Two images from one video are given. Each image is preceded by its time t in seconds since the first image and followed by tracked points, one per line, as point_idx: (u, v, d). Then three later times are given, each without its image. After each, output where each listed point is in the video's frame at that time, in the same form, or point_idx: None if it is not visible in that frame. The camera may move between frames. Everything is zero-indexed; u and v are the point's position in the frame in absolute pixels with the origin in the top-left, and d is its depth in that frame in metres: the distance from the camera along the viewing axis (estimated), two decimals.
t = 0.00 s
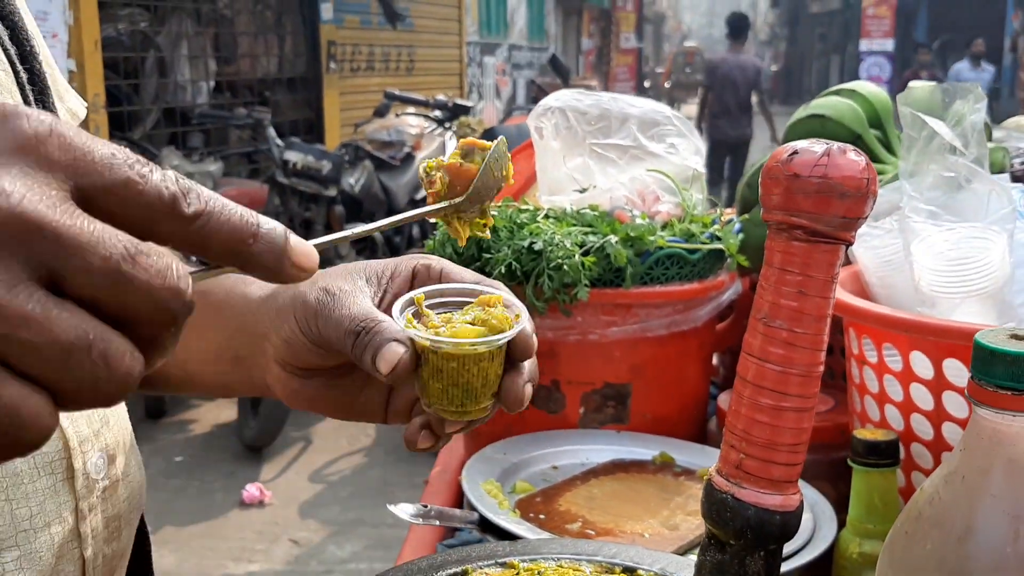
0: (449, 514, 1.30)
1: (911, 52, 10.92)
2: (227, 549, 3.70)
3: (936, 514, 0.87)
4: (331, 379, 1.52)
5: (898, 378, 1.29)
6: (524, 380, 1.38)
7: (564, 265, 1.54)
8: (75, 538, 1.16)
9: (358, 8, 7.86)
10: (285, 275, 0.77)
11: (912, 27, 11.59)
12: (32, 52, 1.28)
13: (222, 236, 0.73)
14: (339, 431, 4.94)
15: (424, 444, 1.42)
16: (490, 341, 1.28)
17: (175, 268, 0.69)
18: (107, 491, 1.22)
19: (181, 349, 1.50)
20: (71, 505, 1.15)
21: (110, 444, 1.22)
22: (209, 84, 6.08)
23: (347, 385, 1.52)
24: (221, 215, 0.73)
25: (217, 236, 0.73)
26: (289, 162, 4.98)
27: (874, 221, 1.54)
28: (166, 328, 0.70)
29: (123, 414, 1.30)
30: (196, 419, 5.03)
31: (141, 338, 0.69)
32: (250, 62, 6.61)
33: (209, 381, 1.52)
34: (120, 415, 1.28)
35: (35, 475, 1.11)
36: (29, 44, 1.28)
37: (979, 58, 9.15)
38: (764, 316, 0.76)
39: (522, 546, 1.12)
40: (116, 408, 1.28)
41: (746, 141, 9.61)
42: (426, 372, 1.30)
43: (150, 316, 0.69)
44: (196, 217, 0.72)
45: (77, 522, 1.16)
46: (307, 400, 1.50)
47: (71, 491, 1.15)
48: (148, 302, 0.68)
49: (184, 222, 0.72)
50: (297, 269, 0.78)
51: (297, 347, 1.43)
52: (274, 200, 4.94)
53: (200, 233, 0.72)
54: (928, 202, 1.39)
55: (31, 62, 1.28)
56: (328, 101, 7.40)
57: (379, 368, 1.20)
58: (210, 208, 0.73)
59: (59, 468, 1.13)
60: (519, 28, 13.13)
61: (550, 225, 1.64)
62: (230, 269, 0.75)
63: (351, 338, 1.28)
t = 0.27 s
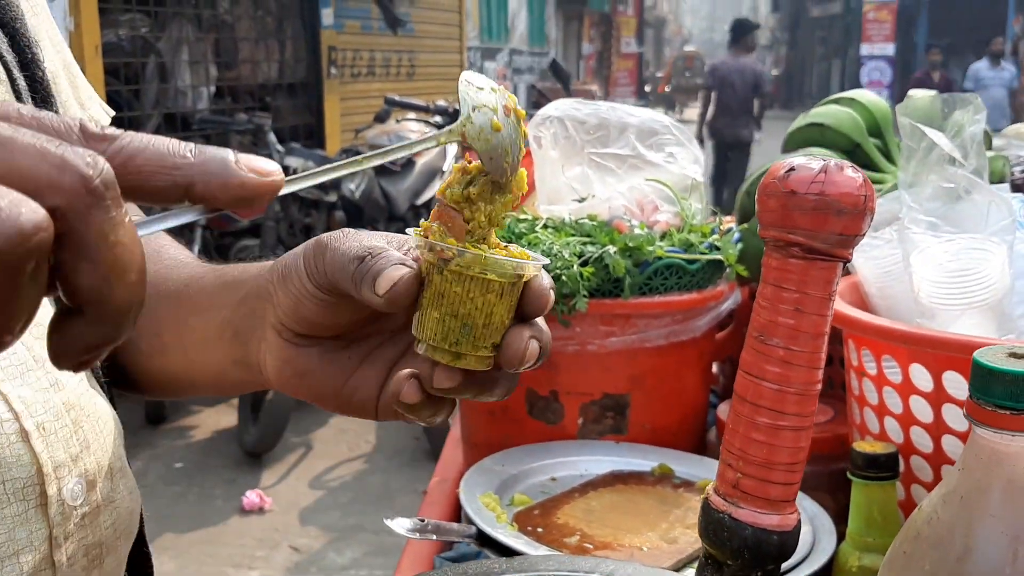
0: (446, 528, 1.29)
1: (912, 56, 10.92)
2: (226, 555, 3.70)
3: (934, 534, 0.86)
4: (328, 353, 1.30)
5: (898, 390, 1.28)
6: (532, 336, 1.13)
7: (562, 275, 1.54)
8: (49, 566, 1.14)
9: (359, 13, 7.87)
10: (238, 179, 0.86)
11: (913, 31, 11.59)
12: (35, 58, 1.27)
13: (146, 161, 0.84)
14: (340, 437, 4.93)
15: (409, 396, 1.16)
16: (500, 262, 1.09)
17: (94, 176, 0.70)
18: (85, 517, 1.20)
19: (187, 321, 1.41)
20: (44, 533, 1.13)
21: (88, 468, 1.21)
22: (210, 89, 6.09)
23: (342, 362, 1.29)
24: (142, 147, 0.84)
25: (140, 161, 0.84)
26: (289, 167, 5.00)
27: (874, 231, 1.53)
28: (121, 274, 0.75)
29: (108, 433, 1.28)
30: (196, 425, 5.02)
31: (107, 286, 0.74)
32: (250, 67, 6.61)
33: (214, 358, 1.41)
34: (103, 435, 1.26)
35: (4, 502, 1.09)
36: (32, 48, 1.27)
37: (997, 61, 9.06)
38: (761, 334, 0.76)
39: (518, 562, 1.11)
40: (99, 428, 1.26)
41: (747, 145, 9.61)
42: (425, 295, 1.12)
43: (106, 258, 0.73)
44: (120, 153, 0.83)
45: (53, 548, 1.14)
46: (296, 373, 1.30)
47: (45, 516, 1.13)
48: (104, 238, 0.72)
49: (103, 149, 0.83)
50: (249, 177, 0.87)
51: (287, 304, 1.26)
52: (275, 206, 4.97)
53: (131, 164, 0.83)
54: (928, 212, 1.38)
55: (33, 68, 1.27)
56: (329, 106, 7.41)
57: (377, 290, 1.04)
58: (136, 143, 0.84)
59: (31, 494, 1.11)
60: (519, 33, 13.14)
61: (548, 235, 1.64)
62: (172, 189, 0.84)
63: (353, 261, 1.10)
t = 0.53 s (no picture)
0: (445, 537, 1.29)
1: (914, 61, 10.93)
2: (227, 562, 3.69)
3: (935, 545, 0.85)
4: (314, 360, 1.29)
5: (899, 398, 1.28)
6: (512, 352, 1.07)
7: (561, 282, 1.53)
8: None
9: (361, 18, 7.88)
10: (195, 279, 0.80)
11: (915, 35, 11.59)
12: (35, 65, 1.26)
13: (102, 252, 0.80)
14: (341, 442, 4.93)
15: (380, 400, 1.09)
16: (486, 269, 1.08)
17: (52, 283, 0.71)
18: (77, 528, 1.20)
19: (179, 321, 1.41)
20: (34, 544, 1.12)
21: (79, 478, 1.20)
22: (212, 95, 6.10)
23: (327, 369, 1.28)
24: (106, 239, 0.80)
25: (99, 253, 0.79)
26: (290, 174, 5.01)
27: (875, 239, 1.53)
28: (77, 371, 0.76)
29: (102, 441, 1.27)
30: (197, 430, 5.02)
31: (60, 380, 0.76)
32: (252, 72, 6.62)
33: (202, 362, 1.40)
34: (97, 443, 1.26)
35: None
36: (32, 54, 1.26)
37: (1013, 67, 9.01)
38: (760, 344, 0.75)
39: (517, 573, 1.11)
40: (92, 437, 1.25)
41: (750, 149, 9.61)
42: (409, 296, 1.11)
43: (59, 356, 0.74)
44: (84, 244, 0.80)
45: (43, 559, 1.14)
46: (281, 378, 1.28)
47: (35, 526, 1.12)
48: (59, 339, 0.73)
49: (63, 241, 0.80)
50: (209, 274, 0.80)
51: (276, 306, 1.26)
52: (275, 211, 5.01)
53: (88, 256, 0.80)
54: (928, 220, 1.38)
55: (33, 75, 1.26)
56: (331, 111, 7.42)
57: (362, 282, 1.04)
58: (98, 236, 0.80)
59: (19, 505, 1.11)
60: (521, 38, 13.16)
61: (548, 242, 1.63)
62: (131, 285, 0.80)
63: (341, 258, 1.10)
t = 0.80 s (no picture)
0: (445, 536, 1.28)
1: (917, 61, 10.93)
2: (229, 562, 3.69)
3: (938, 541, 0.85)
4: (315, 361, 1.29)
5: (901, 396, 1.27)
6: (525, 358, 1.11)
7: (562, 280, 1.52)
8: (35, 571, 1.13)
9: (362, 19, 7.89)
10: (183, 270, 0.77)
11: (917, 36, 11.59)
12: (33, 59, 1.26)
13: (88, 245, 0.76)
14: (342, 443, 4.92)
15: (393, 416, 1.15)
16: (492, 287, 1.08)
17: (37, 272, 0.69)
18: (74, 523, 1.19)
19: (178, 321, 1.41)
20: (31, 538, 1.12)
21: (77, 473, 1.20)
22: (213, 96, 6.10)
23: (329, 369, 1.28)
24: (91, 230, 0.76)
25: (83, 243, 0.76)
26: (292, 174, 5.00)
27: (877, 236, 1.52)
28: (63, 360, 0.75)
29: (100, 437, 1.27)
30: (198, 431, 5.01)
31: (44, 369, 0.75)
32: (253, 73, 6.63)
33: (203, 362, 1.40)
34: (95, 438, 1.25)
35: None
36: (31, 48, 1.26)
37: None
38: (761, 339, 0.75)
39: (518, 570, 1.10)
40: (90, 432, 1.25)
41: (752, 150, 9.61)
42: (418, 319, 1.12)
43: (45, 343, 0.73)
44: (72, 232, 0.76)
45: (40, 553, 1.13)
46: (282, 379, 1.28)
47: (33, 521, 1.12)
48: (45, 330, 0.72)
49: (50, 233, 0.76)
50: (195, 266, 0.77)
51: (274, 308, 1.25)
52: (279, 211, 4.98)
53: (76, 245, 0.76)
54: (931, 217, 1.37)
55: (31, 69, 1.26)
56: (332, 112, 7.42)
57: (366, 307, 1.03)
58: (86, 227, 0.77)
59: (17, 498, 1.10)
60: (523, 39, 13.16)
61: (549, 240, 1.63)
62: (119, 277, 0.76)
63: (344, 270, 1.09)
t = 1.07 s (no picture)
0: (442, 537, 1.28)
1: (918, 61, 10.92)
2: (229, 563, 3.68)
3: (935, 544, 0.84)
4: (318, 359, 1.31)
5: (900, 396, 1.27)
6: (493, 402, 1.12)
7: (560, 281, 1.52)
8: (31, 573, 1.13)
9: (362, 20, 7.89)
10: (191, 220, 0.87)
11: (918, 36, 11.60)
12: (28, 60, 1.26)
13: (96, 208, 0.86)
14: (343, 444, 4.92)
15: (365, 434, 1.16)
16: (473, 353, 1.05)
17: (48, 233, 0.77)
18: (71, 525, 1.19)
19: (179, 315, 1.41)
20: (27, 541, 1.12)
21: (73, 475, 1.19)
22: (213, 97, 6.11)
23: (333, 368, 1.31)
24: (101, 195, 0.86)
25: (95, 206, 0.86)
26: (292, 175, 4.99)
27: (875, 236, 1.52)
28: (77, 319, 0.84)
29: (95, 438, 1.26)
30: (199, 432, 5.01)
31: (58, 329, 0.84)
32: (254, 74, 6.63)
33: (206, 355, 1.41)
34: (91, 440, 1.25)
35: None
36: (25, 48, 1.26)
37: None
38: (756, 340, 0.74)
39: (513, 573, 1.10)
40: (87, 434, 1.25)
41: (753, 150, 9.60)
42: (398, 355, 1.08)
43: (60, 304, 0.82)
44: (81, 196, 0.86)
45: (36, 556, 1.13)
46: (286, 378, 1.30)
47: (29, 523, 1.12)
48: (59, 293, 0.81)
49: (59, 193, 0.86)
50: (196, 217, 0.87)
51: (277, 309, 1.26)
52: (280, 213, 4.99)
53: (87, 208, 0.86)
54: (929, 217, 1.37)
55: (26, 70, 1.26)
56: (333, 113, 7.42)
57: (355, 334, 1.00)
58: (94, 189, 0.86)
59: (12, 501, 1.10)
60: (523, 39, 13.16)
61: (546, 240, 1.63)
62: (129, 228, 0.87)
63: (332, 287, 1.09)
